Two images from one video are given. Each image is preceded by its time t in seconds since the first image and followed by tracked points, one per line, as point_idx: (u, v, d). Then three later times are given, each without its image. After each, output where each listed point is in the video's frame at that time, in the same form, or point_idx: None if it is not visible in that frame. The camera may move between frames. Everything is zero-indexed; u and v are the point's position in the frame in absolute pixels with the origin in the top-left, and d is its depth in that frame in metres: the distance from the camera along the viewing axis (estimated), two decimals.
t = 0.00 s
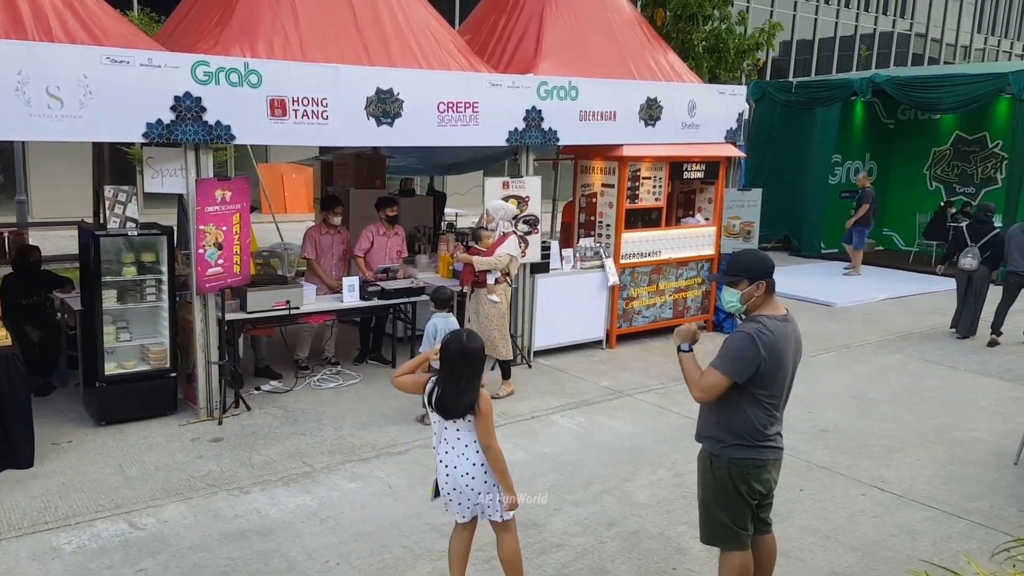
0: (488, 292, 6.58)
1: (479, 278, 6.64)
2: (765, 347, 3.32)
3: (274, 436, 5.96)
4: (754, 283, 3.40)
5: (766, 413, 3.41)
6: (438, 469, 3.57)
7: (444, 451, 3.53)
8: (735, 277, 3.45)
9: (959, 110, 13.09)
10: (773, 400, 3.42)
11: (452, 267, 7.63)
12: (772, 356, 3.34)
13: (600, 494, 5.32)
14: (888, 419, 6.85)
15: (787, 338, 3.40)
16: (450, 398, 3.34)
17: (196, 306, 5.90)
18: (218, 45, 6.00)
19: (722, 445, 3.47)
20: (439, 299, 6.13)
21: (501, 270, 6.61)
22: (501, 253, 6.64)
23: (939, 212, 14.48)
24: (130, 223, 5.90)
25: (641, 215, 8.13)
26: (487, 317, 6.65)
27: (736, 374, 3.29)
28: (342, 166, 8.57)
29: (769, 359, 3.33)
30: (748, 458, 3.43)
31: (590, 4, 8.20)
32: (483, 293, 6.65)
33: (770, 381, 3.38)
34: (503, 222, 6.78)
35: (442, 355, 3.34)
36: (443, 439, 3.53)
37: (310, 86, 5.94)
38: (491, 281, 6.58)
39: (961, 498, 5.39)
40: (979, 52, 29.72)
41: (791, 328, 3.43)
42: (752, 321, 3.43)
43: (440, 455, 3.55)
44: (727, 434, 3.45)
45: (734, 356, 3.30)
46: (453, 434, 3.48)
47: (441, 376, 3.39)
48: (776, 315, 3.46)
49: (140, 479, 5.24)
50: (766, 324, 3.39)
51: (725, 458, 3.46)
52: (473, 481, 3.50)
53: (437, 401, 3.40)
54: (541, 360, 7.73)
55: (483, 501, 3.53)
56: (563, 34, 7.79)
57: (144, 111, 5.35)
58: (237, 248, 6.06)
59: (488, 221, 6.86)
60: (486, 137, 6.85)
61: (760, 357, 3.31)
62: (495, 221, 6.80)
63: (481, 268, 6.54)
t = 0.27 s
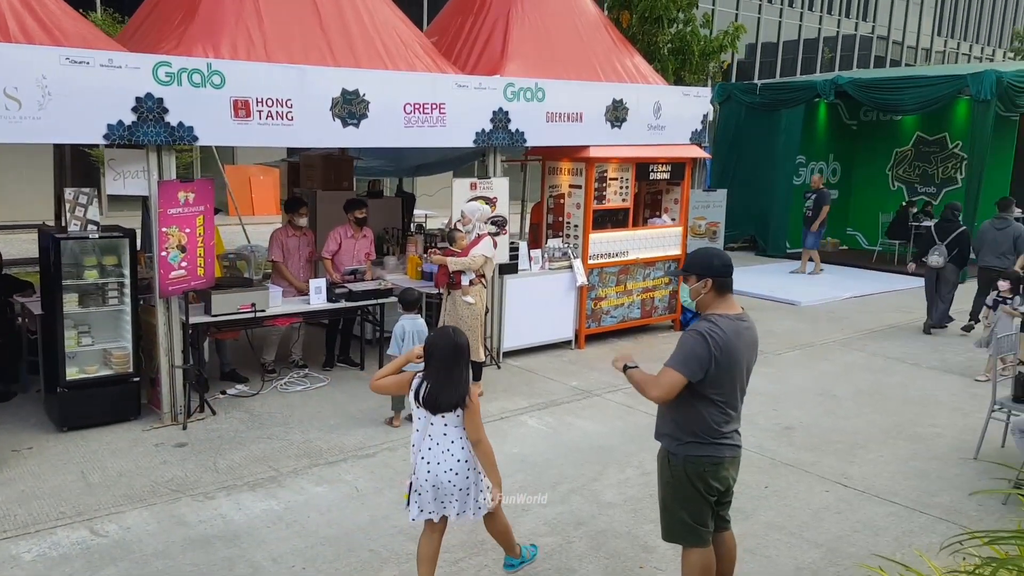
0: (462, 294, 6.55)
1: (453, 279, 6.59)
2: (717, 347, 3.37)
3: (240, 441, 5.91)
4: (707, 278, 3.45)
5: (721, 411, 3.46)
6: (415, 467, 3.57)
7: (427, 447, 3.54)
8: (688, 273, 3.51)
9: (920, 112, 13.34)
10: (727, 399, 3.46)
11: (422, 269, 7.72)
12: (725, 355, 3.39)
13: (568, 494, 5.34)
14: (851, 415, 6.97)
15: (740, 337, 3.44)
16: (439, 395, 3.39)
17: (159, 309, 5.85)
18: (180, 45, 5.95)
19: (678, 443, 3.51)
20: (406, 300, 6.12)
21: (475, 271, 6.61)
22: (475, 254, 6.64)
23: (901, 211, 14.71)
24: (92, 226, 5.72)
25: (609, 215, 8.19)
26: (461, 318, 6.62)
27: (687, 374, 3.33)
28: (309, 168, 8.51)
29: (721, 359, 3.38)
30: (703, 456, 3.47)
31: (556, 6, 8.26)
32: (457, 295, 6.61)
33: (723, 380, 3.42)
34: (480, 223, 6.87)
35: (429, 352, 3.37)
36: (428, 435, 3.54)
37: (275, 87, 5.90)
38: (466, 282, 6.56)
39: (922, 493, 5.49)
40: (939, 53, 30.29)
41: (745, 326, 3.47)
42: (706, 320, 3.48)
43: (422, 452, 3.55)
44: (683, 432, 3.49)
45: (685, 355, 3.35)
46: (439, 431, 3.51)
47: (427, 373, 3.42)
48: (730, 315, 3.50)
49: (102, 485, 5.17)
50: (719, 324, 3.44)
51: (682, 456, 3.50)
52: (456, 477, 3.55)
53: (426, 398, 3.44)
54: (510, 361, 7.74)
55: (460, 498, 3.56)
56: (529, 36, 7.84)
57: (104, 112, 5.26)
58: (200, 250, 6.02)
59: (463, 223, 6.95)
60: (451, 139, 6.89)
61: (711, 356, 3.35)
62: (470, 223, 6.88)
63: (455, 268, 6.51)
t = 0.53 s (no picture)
0: (437, 296, 6.62)
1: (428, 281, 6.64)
2: (660, 344, 3.41)
3: (206, 446, 5.84)
4: (653, 276, 3.51)
5: (672, 409, 3.49)
6: (408, 468, 3.51)
7: (421, 446, 3.51)
8: (638, 271, 3.57)
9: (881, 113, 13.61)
10: (677, 396, 3.50)
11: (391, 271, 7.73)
12: (669, 353, 3.43)
13: (538, 494, 5.36)
14: (816, 412, 7.08)
15: (686, 335, 3.48)
16: (436, 395, 3.41)
17: (122, 314, 5.76)
18: (141, 45, 5.86)
19: (630, 441, 3.56)
20: (373, 302, 6.12)
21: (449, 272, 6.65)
22: (448, 255, 6.67)
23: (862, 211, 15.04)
24: (52, 229, 5.69)
25: (575, 216, 8.28)
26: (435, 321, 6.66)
27: (630, 372, 3.39)
28: (275, 169, 8.39)
29: (666, 356, 3.42)
30: (658, 454, 3.51)
31: (522, 8, 8.30)
32: (431, 297, 6.66)
33: (671, 378, 3.46)
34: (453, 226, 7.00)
35: (422, 353, 3.40)
36: (423, 434, 3.51)
37: (239, 88, 5.85)
38: (440, 285, 6.63)
39: (884, 488, 5.60)
40: (899, 57, 30.92)
41: (691, 324, 3.51)
42: (652, 318, 3.52)
43: (416, 451, 3.50)
44: (635, 430, 3.54)
45: (627, 352, 3.40)
46: (436, 429, 3.50)
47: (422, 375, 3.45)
48: (678, 312, 3.53)
49: (64, 493, 5.07)
50: (664, 321, 3.48)
51: (635, 454, 3.55)
52: (453, 475, 3.54)
53: (422, 400, 3.45)
54: (479, 362, 7.75)
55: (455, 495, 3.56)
56: (495, 38, 7.87)
57: (64, 114, 5.13)
58: (164, 253, 5.94)
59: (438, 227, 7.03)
60: (417, 140, 6.89)
61: (654, 354, 3.41)
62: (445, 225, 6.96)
63: (429, 270, 6.55)
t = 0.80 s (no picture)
0: (409, 299, 6.59)
1: (400, 283, 6.60)
2: (600, 341, 3.48)
3: (171, 452, 5.77)
4: (597, 275, 3.57)
5: (620, 404, 3.54)
6: (405, 471, 3.49)
7: (418, 448, 3.50)
8: (583, 272, 3.66)
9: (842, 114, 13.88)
10: (624, 391, 3.55)
11: (359, 272, 7.70)
12: (609, 348, 3.49)
13: (507, 495, 5.40)
14: (780, 409, 7.21)
15: (630, 328, 3.52)
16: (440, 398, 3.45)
17: (83, 318, 5.68)
18: (102, 46, 5.77)
19: (582, 437, 3.62)
20: (341, 305, 6.06)
21: (421, 274, 6.66)
22: (420, 257, 6.68)
23: (824, 211, 15.30)
24: (12, 231, 5.60)
25: (544, 217, 8.34)
26: (411, 325, 6.65)
27: (566, 364, 3.49)
28: (240, 170, 8.33)
29: (607, 353, 3.49)
30: (609, 449, 3.56)
31: (489, 9, 8.35)
32: (404, 300, 6.62)
33: (615, 373, 3.52)
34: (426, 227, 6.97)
35: (425, 357, 3.47)
36: (422, 436, 3.52)
37: (203, 89, 5.78)
38: (412, 287, 6.60)
39: (846, 483, 5.72)
40: (860, 58, 31.51)
41: (636, 318, 3.56)
42: (595, 316, 3.58)
43: (414, 453, 3.50)
44: (585, 426, 3.60)
45: (563, 346, 3.51)
46: (436, 430, 3.53)
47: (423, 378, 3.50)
48: (621, 309, 3.58)
49: (26, 501, 4.98)
50: (606, 318, 3.54)
51: (587, 450, 3.60)
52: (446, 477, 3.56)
53: (425, 401, 3.50)
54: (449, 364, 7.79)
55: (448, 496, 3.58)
56: (462, 39, 7.91)
57: (24, 115, 5.01)
58: (127, 257, 5.86)
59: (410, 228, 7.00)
60: (384, 141, 6.88)
61: (594, 350, 3.48)
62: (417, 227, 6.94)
63: (400, 272, 6.54)
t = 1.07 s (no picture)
0: (381, 301, 6.58)
1: (372, 286, 6.58)
2: (545, 333, 3.58)
3: (135, 460, 5.68)
4: (545, 272, 3.66)
5: (565, 395, 3.64)
6: (406, 478, 3.49)
7: (415, 452, 3.51)
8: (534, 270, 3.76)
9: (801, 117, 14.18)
10: (571, 382, 3.64)
11: (328, 274, 7.66)
12: (556, 341, 3.59)
13: (479, 496, 5.42)
14: (746, 406, 7.34)
15: (576, 320, 3.63)
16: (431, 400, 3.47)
17: (43, 324, 5.55)
18: (62, 46, 5.66)
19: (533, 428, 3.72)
20: (310, 308, 6.08)
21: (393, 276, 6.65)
22: (391, 259, 6.69)
23: (785, 211, 15.60)
24: None
25: (516, 218, 8.44)
26: (386, 328, 6.64)
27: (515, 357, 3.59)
28: (204, 171, 8.22)
29: (553, 345, 3.59)
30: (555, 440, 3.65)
31: (457, 12, 8.42)
32: (376, 302, 6.61)
33: (561, 365, 3.62)
34: (397, 229, 6.91)
35: (411, 362, 3.43)
36: (416, 441, 3.52)
37: (167, 89, 5.71)
38: (385, 289, 6.59)
39: (810, 477, 5.85)
40: (819, 61, 32.15)
41: (583, 311, 3.66)
42: (545, 310, 3.69)
43: (411, 459, 3.50)
44: (536, 417, 3.70)
45: (512, 340, 3.62)
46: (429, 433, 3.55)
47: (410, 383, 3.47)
48: (569, 304, 3.68)
49: None
50: (554, 313, 3.63)
51: (538, 440, 3.69)
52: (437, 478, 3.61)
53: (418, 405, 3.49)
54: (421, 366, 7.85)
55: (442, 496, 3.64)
56: (430, 41, 7.95)
57: None
58: (88, 261, 5.75)
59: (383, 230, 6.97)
60: (353, 142, 6.85)
61: (539, 342, 3.58)
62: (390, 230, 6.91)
63: (371, 274, 6.55)
